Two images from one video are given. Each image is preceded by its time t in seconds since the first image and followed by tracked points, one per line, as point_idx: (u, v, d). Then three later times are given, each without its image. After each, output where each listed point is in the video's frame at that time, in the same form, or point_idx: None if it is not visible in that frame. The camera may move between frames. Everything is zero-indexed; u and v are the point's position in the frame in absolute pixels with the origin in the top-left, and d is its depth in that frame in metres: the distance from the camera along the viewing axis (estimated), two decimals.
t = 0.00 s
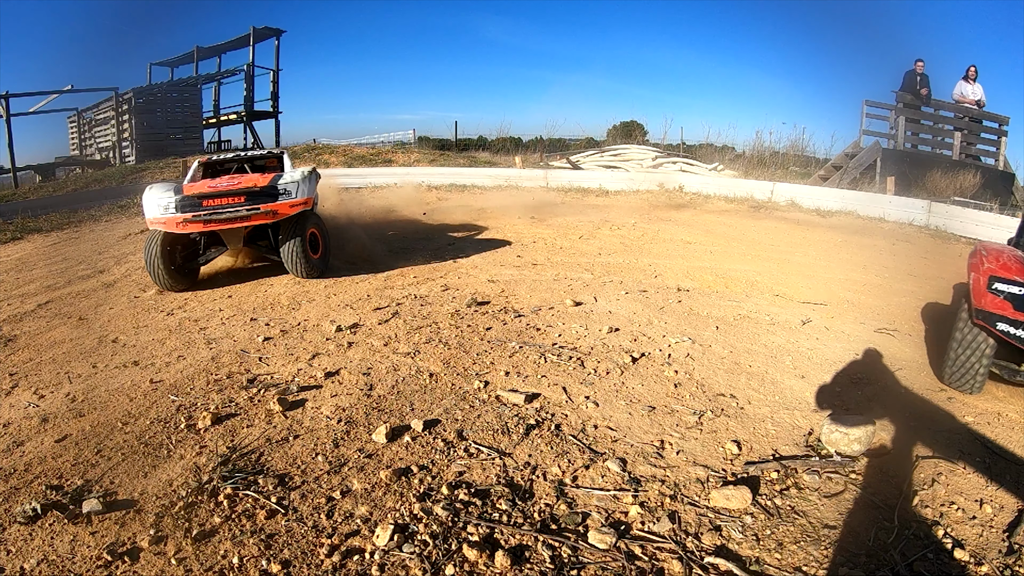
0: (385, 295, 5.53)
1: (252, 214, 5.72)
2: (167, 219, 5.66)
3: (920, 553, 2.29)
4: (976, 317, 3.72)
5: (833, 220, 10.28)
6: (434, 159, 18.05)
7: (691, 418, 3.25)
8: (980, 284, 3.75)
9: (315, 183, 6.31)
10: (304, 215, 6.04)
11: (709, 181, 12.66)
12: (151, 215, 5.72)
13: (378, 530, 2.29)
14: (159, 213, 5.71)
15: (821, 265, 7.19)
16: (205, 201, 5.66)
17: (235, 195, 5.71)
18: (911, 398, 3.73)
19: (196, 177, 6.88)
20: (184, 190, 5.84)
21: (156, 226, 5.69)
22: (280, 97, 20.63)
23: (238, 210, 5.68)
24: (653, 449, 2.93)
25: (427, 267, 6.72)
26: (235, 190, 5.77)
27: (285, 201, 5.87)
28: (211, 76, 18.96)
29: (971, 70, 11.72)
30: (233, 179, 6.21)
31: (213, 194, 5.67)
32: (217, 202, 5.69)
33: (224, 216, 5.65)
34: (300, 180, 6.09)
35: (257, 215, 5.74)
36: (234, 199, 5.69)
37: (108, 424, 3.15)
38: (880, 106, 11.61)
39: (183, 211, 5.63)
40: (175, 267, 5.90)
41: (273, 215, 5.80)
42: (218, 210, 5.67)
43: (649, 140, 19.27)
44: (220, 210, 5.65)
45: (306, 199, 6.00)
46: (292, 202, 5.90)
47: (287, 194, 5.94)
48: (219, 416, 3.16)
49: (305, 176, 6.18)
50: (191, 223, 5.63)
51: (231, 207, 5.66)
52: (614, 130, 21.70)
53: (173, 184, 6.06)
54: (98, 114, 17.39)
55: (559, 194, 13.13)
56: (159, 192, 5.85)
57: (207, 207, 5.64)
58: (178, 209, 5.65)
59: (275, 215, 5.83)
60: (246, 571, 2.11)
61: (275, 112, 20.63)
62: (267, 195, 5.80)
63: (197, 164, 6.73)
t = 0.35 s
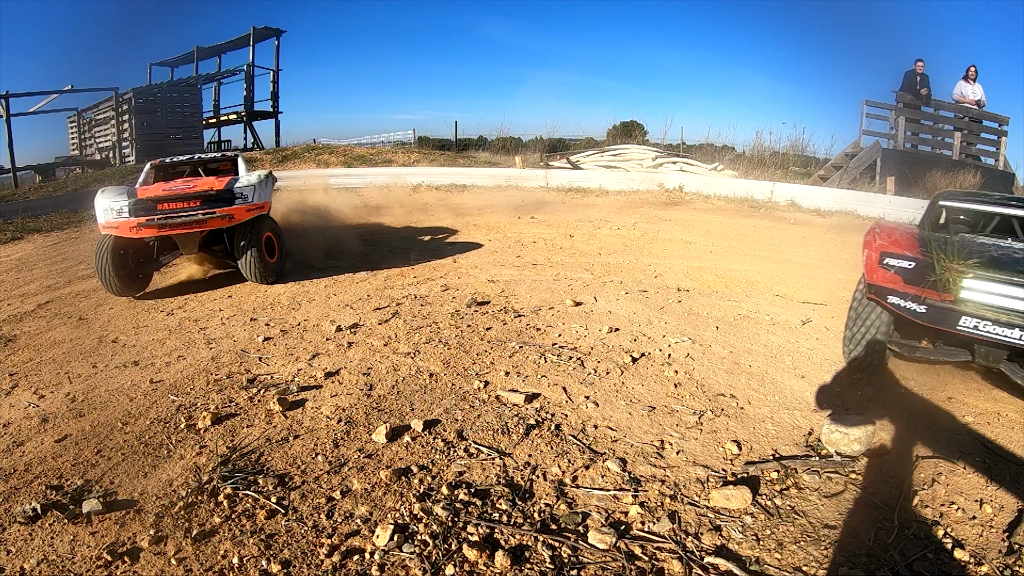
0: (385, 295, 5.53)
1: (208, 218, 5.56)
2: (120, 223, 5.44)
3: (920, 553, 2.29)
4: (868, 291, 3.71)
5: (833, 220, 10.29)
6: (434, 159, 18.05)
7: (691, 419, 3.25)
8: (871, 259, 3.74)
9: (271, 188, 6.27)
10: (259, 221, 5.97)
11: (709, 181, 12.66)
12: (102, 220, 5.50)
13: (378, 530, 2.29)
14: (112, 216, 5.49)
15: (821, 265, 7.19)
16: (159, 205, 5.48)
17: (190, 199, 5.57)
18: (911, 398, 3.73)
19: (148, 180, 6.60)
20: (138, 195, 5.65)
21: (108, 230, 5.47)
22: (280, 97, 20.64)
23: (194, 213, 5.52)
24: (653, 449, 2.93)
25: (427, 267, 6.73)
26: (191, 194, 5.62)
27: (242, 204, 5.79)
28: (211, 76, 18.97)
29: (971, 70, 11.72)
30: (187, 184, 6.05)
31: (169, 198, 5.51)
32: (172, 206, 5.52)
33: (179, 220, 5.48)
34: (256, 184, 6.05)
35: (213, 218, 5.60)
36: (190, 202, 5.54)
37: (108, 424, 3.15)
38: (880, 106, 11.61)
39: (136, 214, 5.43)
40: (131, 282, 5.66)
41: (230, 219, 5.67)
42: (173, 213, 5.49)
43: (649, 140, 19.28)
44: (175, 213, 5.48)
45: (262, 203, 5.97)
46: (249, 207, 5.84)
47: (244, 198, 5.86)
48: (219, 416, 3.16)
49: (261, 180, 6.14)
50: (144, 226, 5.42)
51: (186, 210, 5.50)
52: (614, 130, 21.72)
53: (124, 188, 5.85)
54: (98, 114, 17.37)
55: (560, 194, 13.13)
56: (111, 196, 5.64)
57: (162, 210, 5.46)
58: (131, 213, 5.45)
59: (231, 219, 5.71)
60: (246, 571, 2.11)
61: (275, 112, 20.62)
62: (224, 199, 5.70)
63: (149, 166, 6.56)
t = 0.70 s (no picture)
0: (385, 295, 5.53)
1: (153, 226, 5.33)
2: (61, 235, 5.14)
3: (920, 554, 2.29)
4: (755, 271, 3.79)
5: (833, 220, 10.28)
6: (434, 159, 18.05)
7: (691, 419, 3.25)
8: (754, 239, 3.80)
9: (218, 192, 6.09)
10: (206, 227, 5.74)
11: (708, 181, 12.65)
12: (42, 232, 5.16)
13: (378, 530, 2.29)
14: (53, 228, 5.15)
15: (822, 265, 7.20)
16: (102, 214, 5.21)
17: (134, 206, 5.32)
18: (911, 398, 3.73)
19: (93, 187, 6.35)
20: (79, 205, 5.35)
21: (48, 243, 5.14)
22: (280, 97, 20.64)
23: (139, 221, 5.28)
24: (653, 449, 2.93)
25: (427, 267, 6.73)
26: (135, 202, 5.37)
27: (187, 210, 5.58)
28: (211, 76, 18.97)
29: (971, 70, 11.72)
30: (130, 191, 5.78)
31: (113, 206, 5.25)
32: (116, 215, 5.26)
33: (123, 229, 5.22)
34: (201, 188, 5.83)
35: (159, 226, 5.36)
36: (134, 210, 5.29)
37: (108, 424, 3.15)
38: (880, 106, 11.61)
39: (79, 225, 5.15)
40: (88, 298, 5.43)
41: (176, 225, 5.45)
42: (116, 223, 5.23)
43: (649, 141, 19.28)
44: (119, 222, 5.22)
45: (209, 208, 5.77)
46: (195, 212, 5.63)
47: (189, 203, 5.64)
48: (219, 416, 3.16)
49: (207, 184, 5.94)
50: (87, 237, 5.14)
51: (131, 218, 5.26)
52: (614, 130, 21.72)
53: (64, 199, 5.52)
54: (98, 114, 17.37)
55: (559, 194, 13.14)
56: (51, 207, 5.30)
57: (105, 219, 5.20)
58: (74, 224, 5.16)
59: (177, 226, 5.49)
60: (246, 571, 2.11)
61: (275, 112, 20.63)
62: (169, 206, 5.46)
63: (93, 173, 6.35)
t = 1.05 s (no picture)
0: (385, 295, 5.53)
1: (100, 237, 5.14)
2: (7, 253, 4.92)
3: (920, 553, 2.29)
4: (658, 257, 4.12)
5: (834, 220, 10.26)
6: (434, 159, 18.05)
7: (691, 418, 3.25)
8: (657, 225, 4.11)
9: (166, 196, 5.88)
10: (157, 232, 5.54)
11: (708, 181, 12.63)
12: None
13: (378, 530, 2.29)
14: None
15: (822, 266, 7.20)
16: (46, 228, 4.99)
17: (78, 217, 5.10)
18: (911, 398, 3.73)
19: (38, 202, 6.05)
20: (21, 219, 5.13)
21: None
22: (280, 97, 20.65)
23: (85, 233, 5.08)
24: (653, 449, 2.93)
25: (427, 267, 6.73)
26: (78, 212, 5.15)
27: (134, 217, 5.39)
28: (211, 76, 18.97)
29: (971, 70, 11.72)
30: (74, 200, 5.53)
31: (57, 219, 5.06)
32: (61, 228, 5.05)
33: (70, 242, 5.02)
34: (147, 194, 5.63)
35: (107, 236, 5.17)
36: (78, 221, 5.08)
37: (107, 424, 3.15)
38: (880, 106, 11.59)
39: (23, 241, 4.94)
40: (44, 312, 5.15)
41: (124, 234, 5.27)
42: (62, 236, 5.03)
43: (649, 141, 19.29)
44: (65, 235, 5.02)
45: (156, 213, 5.58)
46: (142, 219, 5.44)
47: (136, 210, 5.45)
48: (219, 416, 3.16)
49: (153, 189, 5.72)
50: (33, 253, 4.92)
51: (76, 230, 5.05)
52: (614, 130, 21.73)
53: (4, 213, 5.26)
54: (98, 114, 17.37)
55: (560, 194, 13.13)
56: None
57: (49, 234, 5.00)
58: (18, 240, 4.95)
59: (125, 235, 5.30)
60: (246, 571, 2.11)
61: (275, 112, 20.63)
62: (116, 214, 5.29)
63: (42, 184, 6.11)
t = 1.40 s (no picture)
0: (385, 295, 5.53)
1: (46, 251, 4.73)
2: None
3: (920, 554, 2.29)
4: (564, 245, 4.19)
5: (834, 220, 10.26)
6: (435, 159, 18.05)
7: (691, 419, 3.25)
8: (563, 216, 4.24)
9: (114, 205, 5.50)
10: (107, 243, 5.15)
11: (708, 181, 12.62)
12: None
13: (378, 530, 2.29)
14: None
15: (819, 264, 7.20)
16: None
17: (22, 228, 4.67)
18: (911, 399, 3.72)
19: None
20: None
21: None
22: (279, 97, 20.64)
23: (30, 246, 4.67)
24: (653, 449, 2.93)
25: (426, 267, 6.73)
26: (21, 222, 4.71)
27: (82, 228, 5.00)
28: (211, 76, 18.98)
29: (971, 70, 11.72)
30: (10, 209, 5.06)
31: None
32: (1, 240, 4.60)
33: (13, 256, 4.59)
34: (95, 203, 5.24)
35: (53, 248, 4.77)
36: (22, 233, 4.65)
37: (107, 424, 3.15)
38: (880, 106, 11.60)
39: None
40: None
41: (71, 247, 4.87)
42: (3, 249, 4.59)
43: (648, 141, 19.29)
44: (7, 248, 4.59)
45: (105, 224, 5.21)
46: (91, 230, 5.06)
47: (84, 220, 5.05)
48: (219, 416, 3.16)
49: (100, 197, 5.33)
50: None
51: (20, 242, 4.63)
52: (614, 130, 21.74)
53: None
54: (98, 114, 17.35)
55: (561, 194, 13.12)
56: None
57: None
58: None
59: (73, 247, 4.91)
60: (246, 571, 2.11)
61: (275, 111, 20.62)
62: (62, 224, 4.86)
63: None
